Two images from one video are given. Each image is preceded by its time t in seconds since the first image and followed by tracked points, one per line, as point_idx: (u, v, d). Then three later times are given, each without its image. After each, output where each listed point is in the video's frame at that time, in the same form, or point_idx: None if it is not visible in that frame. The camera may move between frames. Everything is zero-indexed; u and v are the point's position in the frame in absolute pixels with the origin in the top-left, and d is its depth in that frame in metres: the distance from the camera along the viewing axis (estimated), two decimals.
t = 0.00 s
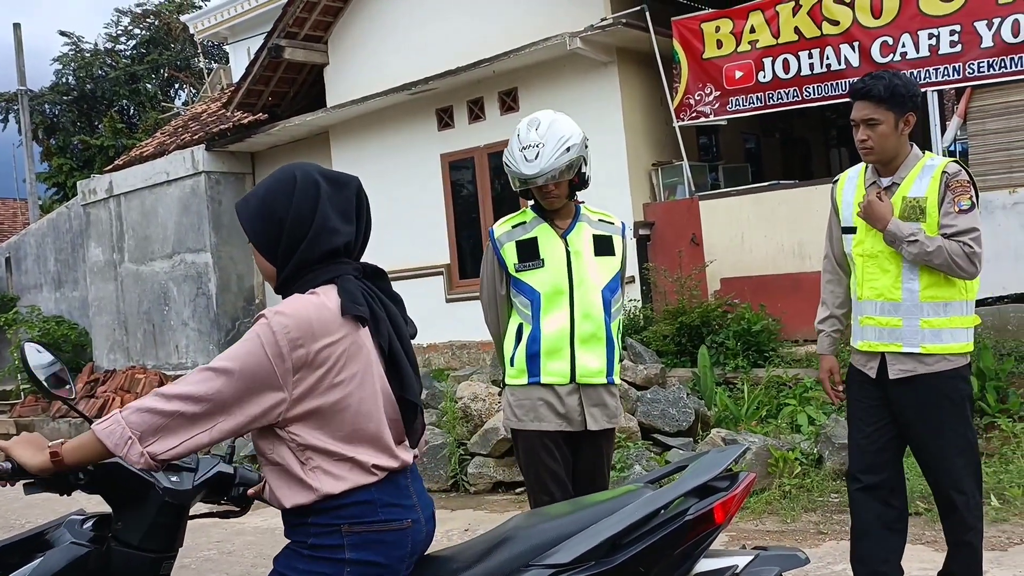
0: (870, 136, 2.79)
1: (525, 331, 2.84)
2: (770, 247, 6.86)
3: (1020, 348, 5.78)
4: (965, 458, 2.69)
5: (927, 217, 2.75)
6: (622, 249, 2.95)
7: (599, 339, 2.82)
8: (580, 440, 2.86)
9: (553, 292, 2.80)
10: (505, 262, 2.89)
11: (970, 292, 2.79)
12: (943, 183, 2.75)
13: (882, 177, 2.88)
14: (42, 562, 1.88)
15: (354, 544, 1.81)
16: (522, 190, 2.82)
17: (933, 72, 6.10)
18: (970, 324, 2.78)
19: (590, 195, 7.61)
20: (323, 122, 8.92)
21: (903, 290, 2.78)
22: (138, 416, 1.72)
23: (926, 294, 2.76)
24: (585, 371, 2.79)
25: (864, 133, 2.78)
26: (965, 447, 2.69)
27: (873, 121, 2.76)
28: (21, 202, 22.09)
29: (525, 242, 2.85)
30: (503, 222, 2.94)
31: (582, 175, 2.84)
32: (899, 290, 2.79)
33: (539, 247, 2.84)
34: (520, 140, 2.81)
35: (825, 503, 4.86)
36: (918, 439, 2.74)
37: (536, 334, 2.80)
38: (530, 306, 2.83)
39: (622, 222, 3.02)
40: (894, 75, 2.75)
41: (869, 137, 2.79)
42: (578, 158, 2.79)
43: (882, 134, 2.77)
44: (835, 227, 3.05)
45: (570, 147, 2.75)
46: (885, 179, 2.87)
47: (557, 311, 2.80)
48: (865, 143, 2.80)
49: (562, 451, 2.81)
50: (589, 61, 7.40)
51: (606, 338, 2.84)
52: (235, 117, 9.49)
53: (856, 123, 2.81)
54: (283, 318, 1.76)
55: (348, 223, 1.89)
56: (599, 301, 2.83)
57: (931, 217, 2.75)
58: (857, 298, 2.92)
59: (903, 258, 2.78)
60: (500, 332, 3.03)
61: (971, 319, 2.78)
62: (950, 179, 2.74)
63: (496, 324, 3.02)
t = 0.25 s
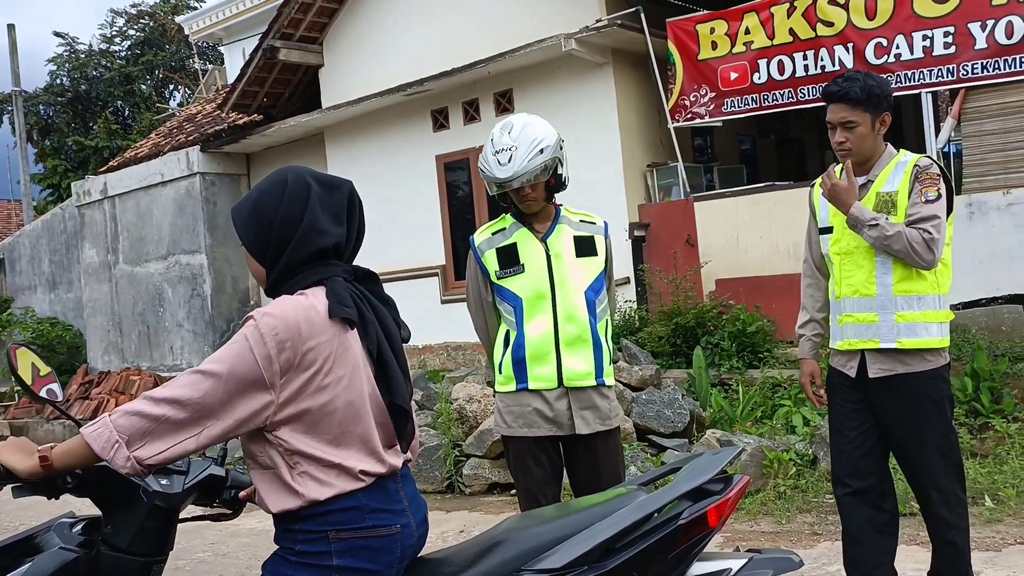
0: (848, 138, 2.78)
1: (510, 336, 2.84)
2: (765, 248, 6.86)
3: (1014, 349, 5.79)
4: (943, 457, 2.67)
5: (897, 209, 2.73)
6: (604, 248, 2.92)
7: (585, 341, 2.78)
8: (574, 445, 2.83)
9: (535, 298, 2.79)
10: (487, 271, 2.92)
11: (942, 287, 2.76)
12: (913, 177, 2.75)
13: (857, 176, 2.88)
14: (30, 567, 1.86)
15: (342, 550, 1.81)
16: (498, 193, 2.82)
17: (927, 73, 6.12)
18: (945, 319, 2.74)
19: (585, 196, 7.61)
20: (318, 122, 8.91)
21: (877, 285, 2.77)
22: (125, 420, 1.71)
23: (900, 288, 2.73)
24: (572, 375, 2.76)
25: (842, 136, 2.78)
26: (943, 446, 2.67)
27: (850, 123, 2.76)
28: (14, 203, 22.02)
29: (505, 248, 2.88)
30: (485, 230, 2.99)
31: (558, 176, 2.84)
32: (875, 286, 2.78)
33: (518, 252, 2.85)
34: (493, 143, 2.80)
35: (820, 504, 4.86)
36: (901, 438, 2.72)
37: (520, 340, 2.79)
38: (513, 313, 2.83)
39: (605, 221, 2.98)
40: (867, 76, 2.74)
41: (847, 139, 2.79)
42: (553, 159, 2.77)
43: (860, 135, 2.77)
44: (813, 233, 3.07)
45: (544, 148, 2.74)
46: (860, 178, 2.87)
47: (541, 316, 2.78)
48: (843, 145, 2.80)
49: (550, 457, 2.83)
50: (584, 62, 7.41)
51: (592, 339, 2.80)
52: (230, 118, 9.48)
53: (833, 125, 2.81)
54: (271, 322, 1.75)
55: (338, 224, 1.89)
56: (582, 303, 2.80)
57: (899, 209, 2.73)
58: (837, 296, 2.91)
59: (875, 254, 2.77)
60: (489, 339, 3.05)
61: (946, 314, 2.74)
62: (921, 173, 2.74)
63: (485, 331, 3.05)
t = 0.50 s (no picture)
0: (822, 142, 2.79)
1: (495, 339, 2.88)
2: (762, 251, 6.84)
3: (1010, 349, 5.80)
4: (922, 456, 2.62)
5: (862, 205, 2.73)
6: (593, 248, 2.86)
7: (567, 344, 2.75)
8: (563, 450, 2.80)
9: (517, 301, 2.81)
10: (475, 274, 2.95)
11: (912, 284, 2.72)
12: (880, 175, 2.75)
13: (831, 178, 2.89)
14: (26, 568, 1.90)
15: (339, 554, 1.81)
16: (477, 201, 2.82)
17: (923, 74, 6.13)
18: (917, 315, 2.70)
19: (582, 198, 7.61)
20: (315, 124, 8.91)
21: (847, 282, 2.76)
22: (118, 425, 1.71)
23: (869, 284, 2.72)
24: (553, 378, 2.74)
25: (816, 139, 2.78)
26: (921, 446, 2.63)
27: (824, 127, 2.76)
28: (10, 204, 22.00)
29: (491, 252, 2.90)
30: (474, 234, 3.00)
31: (539, 176, 2.80)
32: (845, 283, 2.77)
33: (504, 256, 2.87)
34: (468, 150, 2.80)
35: (815, 505, 4.87)
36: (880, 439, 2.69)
37: (504, 344, 2.83)
38: (499, 316, 2.87)
39: (597, 220, 2.92)
40: (837, 79, 2.74)
41: (821, 143, 2.79)
42: (529, 159, 2.74)
43: (834, 138, 2.77)
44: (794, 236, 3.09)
45: (515, 152, 2.70)
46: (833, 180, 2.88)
47: (523, 320, 2.81)
48: (818, 149, 2.80)
49: (541, 458, 2.83)
50: (580, 63, 7.41)
51: (575, 342, 2.76)
52: (226, 119, 9.48)
53: (807, 129, 2.81)
54: (264, 326, 1.75)
55: (328, 227, 1.88)
56: (565, 306, 2.77)
57: (864, 205, 2.73)
58: (814, 298, 2.91)
59: (846, 250, 2.77)
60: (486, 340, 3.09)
61: (918, 309, 2.71)
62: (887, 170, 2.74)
63: (481, 332, 3.08)
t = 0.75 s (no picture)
0: (799, 148, 2.79)
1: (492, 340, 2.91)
2: (760, 251, 6.84)
3: (1009, 349, 5.81)
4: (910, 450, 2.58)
5: (842, 209, 2.73)
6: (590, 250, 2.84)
7: (562, 347, 2.75)
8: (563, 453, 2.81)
9: (513, 303, 2.82)
10: (474, 274, 2.97)
11: (900, 282, 2.72)
12: (858, 176, 2.74)
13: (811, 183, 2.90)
14: (25, 569, 1.88)
15: (337, 555, 1.81)
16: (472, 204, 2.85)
17: (921, 75, 6.13)
18: (906, 313, 2.70)
19: (580, 198, 7.62)
20: (313, 124, 8.90)
21: (834, 285, 2.76)
22: (118, 424, 1.70)
23: (856, 286, 2.71)
24: (547, 381, 2.75)
25: (793, 146, 2.79)
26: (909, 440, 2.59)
27: (800, 133, 2.76)
28: (8, 206, 21.99)
29: (489, 253, 2.92)
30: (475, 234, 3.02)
31: (532, 178, 2.78)
32: (831, 286, 2.77)
33: (501, 258, 2.88)
34: (461, 153, 2.81)
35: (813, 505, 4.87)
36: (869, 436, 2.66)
37: (500, 346, 2.85)
38: (496, 317, 2.89)
39: (596, 220, 2.91)
40: (809, 84, 2.72)
41: (799, 149, 2.79)
42: (519, 165, 2.72)
43: (811, 143, 2.78)
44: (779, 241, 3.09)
45: (506, 156, 2.70)
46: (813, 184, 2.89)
47: (518, 321, 2.82)
48: (796, 155, 2.80)
49: (541, 461, 2.84)
50: (579, 64, 7.41)
51: (569, 345, 2.76)
52: (224, 119, 9.48)
53: (783, 136, 2.82)
54: (264, 327, 1.75)
55: (325, 229, 1.88)
56: (560, 308, 2.77)
57: (845, 209, 2.72)
58: (802, 302, 2.91)
59: (829, 255, 2.77)
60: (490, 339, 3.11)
61: (907, 307, 2.71)
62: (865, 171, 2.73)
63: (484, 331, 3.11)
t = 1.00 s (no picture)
0: (796, 147, 2.78)
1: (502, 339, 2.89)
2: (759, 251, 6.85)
3: (1007, 350, 5.81)
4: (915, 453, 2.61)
5: (838, 210, 2.72)
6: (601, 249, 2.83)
7: (574, 345, 2.74)
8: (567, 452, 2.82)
9: (524, 302, 2.81)
10: (484, 273, 2.96)
11: (896, 285, 2.72)
12: (854, 176, 2.73)
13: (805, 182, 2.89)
14: (23, 569, 1.88)
15: (334, 554, 1.80)
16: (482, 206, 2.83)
17: (919, 75, 6.14)
18: (903, 316, 2.70)
19: (579, 198, 7.62)
20: (312, 125, 8.90)
21: (829, 288, 2.75)
22: (117, 421, 1.71)
23: (851, 289, 2.70)
24: (560, 379, 2.74)
25: (789, 145, 2.77)
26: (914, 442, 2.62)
27: (797, 132, 2.75)
28: (6, 206, 21.99)
29: (500, 250, 2.90)
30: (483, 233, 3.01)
31: (543, 179, 2.78)
32: (825, 289, 2.76)
33: (512, 256, 2.87)
34: (471, 154, 2.80)
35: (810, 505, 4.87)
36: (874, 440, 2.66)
37: (511, 344, 2.84)
38: (506, 316, 2.87)
39: (605, 218, 2.90)
40: (807, 83, 2.73)
41: (795, 148, 2.78)
42: (529, 165, 2.72)
43: (807, 143, 2.77)
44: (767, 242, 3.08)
45: (516, 158, 2.69)
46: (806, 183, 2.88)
47: (531, 320, 2.81)
48: (791, 154, 2.79)
49: (548, 459, 2.85)
50: (577, 64, 7.41)
51: (582, 343, 2.75)
52: (223, 120, 9.47)
53: (779, 136, 2.80)
54: (262, 324, 1.75)
55: (322, 229, 1.88)
56: (572, 307, 2.76)
57: (841, 211, 2.72)
58: (795, 304, 2.90)
59: (824, 257, 2.76)
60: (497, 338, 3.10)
61: (903, 309, 2.70)
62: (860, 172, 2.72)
63: (491, 330, 3.10)
